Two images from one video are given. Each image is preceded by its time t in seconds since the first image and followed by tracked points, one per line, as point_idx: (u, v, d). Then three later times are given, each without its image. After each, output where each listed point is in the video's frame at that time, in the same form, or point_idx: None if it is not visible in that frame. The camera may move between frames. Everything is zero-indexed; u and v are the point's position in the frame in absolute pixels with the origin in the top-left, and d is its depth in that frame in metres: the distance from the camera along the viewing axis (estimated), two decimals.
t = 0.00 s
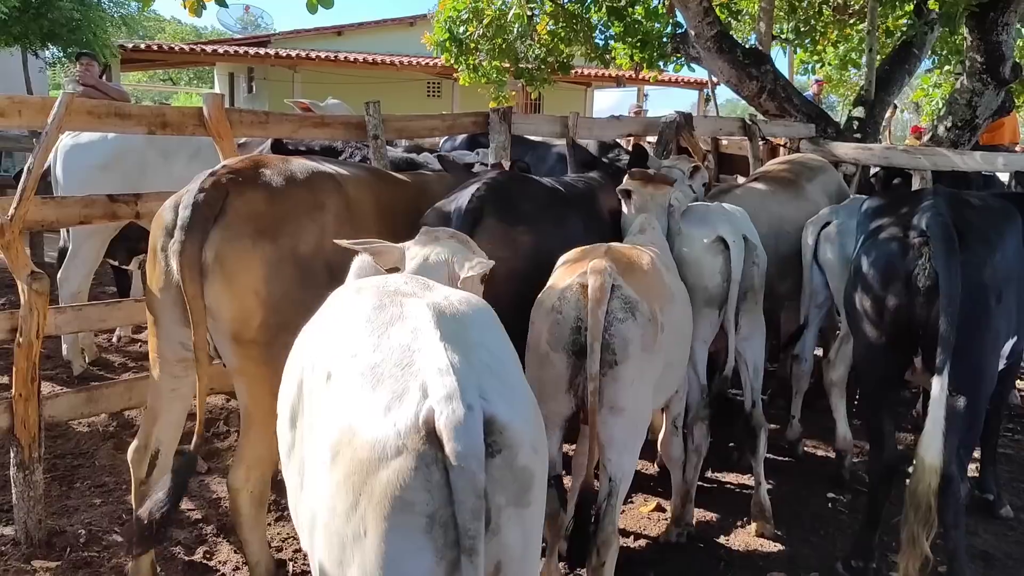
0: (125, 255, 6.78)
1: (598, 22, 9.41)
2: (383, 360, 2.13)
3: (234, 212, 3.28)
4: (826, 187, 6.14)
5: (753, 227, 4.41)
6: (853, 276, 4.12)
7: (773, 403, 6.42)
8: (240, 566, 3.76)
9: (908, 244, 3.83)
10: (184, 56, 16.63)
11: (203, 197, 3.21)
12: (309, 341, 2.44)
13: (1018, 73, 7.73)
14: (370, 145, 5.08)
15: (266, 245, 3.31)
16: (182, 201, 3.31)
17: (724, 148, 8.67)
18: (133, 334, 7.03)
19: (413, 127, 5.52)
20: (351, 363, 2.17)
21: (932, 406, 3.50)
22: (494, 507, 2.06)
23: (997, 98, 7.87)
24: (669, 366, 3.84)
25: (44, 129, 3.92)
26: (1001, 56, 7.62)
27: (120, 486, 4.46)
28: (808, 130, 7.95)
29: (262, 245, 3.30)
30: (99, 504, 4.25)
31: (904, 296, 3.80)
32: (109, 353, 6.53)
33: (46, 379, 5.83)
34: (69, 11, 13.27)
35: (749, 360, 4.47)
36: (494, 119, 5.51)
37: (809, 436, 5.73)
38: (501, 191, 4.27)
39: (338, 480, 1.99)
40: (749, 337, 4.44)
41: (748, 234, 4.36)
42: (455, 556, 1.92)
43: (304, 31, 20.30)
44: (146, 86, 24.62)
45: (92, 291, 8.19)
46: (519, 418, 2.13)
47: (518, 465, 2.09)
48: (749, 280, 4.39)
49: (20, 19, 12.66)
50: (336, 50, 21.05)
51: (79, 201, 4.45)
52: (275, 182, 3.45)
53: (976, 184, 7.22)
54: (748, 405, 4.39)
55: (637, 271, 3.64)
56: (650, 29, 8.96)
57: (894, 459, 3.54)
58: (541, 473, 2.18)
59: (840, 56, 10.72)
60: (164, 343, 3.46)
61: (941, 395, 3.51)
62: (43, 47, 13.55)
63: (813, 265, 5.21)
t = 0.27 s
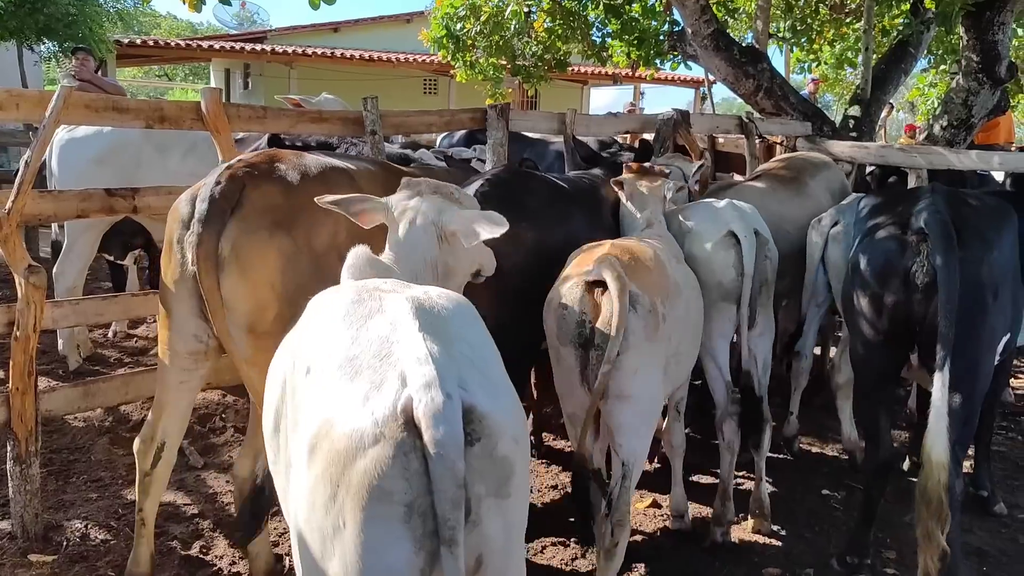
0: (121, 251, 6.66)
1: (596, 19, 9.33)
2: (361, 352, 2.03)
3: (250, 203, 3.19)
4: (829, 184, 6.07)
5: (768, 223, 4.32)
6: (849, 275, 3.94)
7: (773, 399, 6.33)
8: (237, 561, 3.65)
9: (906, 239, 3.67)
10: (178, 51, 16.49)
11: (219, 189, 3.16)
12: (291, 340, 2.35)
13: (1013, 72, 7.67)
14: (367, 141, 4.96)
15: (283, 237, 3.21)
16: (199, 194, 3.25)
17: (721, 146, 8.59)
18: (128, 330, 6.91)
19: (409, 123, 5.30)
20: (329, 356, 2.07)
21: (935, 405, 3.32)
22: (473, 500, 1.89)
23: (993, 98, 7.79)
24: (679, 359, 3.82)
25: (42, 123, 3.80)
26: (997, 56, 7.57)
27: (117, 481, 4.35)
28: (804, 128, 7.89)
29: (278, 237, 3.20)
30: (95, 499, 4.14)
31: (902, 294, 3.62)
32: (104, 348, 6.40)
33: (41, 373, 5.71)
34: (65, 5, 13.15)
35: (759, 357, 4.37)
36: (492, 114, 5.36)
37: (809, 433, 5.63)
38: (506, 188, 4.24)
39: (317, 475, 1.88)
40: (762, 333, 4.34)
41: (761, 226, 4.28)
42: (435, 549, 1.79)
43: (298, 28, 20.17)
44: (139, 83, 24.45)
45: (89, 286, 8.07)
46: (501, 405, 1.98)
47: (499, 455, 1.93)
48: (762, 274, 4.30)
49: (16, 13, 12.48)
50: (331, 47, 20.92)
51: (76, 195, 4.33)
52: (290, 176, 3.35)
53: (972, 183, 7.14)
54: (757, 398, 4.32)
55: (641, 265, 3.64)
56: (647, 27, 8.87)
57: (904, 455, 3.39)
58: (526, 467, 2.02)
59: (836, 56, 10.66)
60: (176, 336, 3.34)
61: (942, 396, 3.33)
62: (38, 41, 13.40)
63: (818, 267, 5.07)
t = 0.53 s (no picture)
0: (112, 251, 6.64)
1: (590, 19, 9.32)
2: (347, 348, 2.04)
3: (248, 200, 3.18)
4: (828, 187, 6.09)
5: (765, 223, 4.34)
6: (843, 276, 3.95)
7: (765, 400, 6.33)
8: (228, 562, 3.64)
9: (902, 240, 3.69)
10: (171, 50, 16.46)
11: (215, 186, 3.16)
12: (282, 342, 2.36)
13: (1006, 74, 7.69)
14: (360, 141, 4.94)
15: (281, 234, 3.18)
16: (196, 191, 3.24)
17: (715, 147, 8.60)
18: (120, 329, 6.89)
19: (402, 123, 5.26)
20: (316, 354, 2.08)
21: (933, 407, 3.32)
22: (456, 490, 1.88)
23: (985, 100, 7.81)
24: (675, 354, 3.89)
25: (32, 122, 3.79)
26: (989, 58, 7.59)
27: (107, 482, 4.33)
28: (797, 130, 7.90)
29: (276, 234, 3.18)
30: (85, 500, 4.13)
31: (897, 295, 3.63)
32: (95, 348, 6.38)
33: (31, 373, 5.69)
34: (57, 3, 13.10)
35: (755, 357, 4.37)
36: (486, 115, 5.36)
37: (801, 434, 5.63)
38: (501, 185, 4.24)
39: (304, 468, 1.89)
40: (759, 334, 4.35)
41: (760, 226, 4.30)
42: (419, 538, 1.79)
43: (292, 27, 20.13)
44: (132, 81, 24.40)
45: (80, 286, 8.04)
46: (484, 398, 1.97)
47: (482, 446, 1.91)
48: (760, 275, 4.32)
49: (7, 11, 12.43)
50: (324, 46, 20.88)
51: (67, 194, 4.31)
52: (287, 176, 3.33)
53: (964, 185, 7.16)
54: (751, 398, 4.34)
55: (641, 266, 3.69)
56: (641, 27, 8.88)
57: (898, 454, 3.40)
58: (511, 459, 2.00)
59: (829, 57, 10.67)
60: (170, 336, 3.31)
61: (939, 397, 3.32)
62: (30, 39, 13.35)
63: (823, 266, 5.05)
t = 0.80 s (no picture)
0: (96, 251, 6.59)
1: (577, 21, 9.33)
2: (339, 344, 2.04)
3: (239, 201, 3.17)
4: (821, 191, 6.13)
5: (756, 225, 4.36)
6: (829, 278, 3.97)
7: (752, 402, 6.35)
8: (213, 565, 3.62)
9: (888, 242, 3.72)
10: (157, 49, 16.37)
11: (206, 186, 3.13)
12: (271, 347, 2.35)
13: (989, 78, 7.76)
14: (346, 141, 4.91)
15: (271, 236, 3.17)
16: (185, 192, 3.22)
17: (702, 148, 8.62)
18: (104, 330, 6.84)
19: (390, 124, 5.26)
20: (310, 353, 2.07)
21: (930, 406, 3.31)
22: (455, 469, 1.88)
23: (969, 104, 7.88)
24: (665, 354, 3.90)
25: (15, 121, 3.76)
26: (973, 62, 7.65)
27: (91, 484, 4.30)
28: (784, 132, 7.93)
29: (266, 235, 3.16)
30: (68, 502, 4.09)
31: (884, 296, 3.64)
32: (79, 349, 6.33)
33: (13, 375, 5.64)
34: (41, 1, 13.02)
35: (745, 360, 4.37)
36: (473, 116, 5.36)
37: (788, 434, 5.65)
38: (493, 184, 4.23)
39: (308, 460, 1.85)
40: (749, 337, 4.35)
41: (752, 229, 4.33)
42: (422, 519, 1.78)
43: (279, 26, 20.06)
44: (116, 80, 24.27)
45: (63, 286, 7.98)
46: (476, 380, 1.99)
47: (477, 425, 1.92)
48: (751, 278, 4.32)
49: None
50: (311, 46, 20.82)
51: (50, 194, 4.28)
52: (278, 177, 3.31)
53: (949, 188, 7.21)
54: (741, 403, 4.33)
55: (633, 268, 3.71)
56: (628, 29, 8.90)
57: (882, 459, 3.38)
58: (505, 438, 2.01)
59: (815, 60, 10.73)
60: (159, 336, 3.32)
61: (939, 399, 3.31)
62: (13, 37, 13.26)
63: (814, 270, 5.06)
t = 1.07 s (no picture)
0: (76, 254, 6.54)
1: (562, 23, 9.34)
2: (335, 344, 2.05)
3: (223, 204, 3.14)
4: (814, 197, 6.18)
5: (745, 227, 4.38)
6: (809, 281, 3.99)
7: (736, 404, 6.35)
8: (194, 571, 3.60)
9: (865, 244, 3.72)
10: (140, 51, 16.29)
11: (191, 189, 3.10)
12: (262, 347, 2.35)
13: (971, 82, 7.82)
14: (330, 144, 4.85)
15: (255, 239, 3.15)
16: (171, 194, 3.19)
17: (686, 152, 8.64)
18: (85, 334, 6.78)
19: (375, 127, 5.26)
20: (307, 353, 2.08)
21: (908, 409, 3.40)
22: (455, 461, 1.94)
23: (950, 107, 7.94)
24: (653, 355, 3.91)
25: None
26: (954, 66, 7.71)
27: (70, 490, 4.26)
28: (768, 135, 7.97)
29: (250, 238, 3.15)
30: (47, 509, 4.05)
31: (860, 299, 3.66)
32: (58, 354, 6.27)
33: None
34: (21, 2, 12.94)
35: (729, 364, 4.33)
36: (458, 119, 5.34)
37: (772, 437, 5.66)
38: (488, 188, 4.21)
39: (309, 459, 1.86)
40: (737, 341, 4.30)
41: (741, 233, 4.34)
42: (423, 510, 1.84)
43: (263, 28, 19.99)
44: (99, 82, 24.11)
45: (43, 290, 7.91)
46: (472, 375, 2.05)
47: (474, 418, 1.98)
48: (738, 281, 4.27)
49: None
50: (296, 48, 20.76)
51: (28, 198, 4.24)
52: (264, 181, 3.28)
53: (931, 192, 7.25)
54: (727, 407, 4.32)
55: (619, 270, 3.72)
56: (613, 33, 8.92)
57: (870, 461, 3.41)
58: (500, 430, 2.08)
59: (798, 64, 10.78)
60: (142, 339, 3.30)
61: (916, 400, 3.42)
62: None
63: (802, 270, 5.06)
